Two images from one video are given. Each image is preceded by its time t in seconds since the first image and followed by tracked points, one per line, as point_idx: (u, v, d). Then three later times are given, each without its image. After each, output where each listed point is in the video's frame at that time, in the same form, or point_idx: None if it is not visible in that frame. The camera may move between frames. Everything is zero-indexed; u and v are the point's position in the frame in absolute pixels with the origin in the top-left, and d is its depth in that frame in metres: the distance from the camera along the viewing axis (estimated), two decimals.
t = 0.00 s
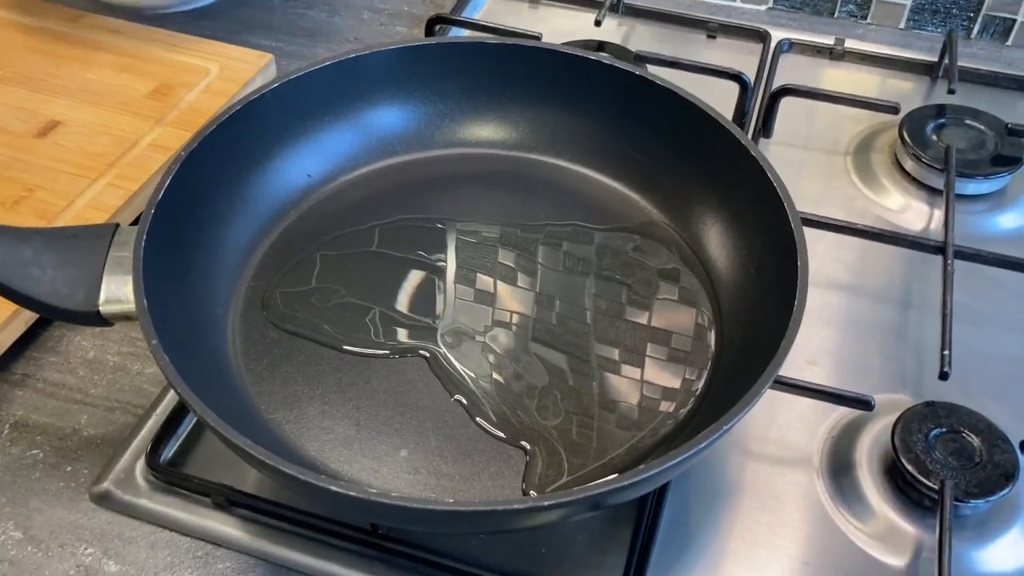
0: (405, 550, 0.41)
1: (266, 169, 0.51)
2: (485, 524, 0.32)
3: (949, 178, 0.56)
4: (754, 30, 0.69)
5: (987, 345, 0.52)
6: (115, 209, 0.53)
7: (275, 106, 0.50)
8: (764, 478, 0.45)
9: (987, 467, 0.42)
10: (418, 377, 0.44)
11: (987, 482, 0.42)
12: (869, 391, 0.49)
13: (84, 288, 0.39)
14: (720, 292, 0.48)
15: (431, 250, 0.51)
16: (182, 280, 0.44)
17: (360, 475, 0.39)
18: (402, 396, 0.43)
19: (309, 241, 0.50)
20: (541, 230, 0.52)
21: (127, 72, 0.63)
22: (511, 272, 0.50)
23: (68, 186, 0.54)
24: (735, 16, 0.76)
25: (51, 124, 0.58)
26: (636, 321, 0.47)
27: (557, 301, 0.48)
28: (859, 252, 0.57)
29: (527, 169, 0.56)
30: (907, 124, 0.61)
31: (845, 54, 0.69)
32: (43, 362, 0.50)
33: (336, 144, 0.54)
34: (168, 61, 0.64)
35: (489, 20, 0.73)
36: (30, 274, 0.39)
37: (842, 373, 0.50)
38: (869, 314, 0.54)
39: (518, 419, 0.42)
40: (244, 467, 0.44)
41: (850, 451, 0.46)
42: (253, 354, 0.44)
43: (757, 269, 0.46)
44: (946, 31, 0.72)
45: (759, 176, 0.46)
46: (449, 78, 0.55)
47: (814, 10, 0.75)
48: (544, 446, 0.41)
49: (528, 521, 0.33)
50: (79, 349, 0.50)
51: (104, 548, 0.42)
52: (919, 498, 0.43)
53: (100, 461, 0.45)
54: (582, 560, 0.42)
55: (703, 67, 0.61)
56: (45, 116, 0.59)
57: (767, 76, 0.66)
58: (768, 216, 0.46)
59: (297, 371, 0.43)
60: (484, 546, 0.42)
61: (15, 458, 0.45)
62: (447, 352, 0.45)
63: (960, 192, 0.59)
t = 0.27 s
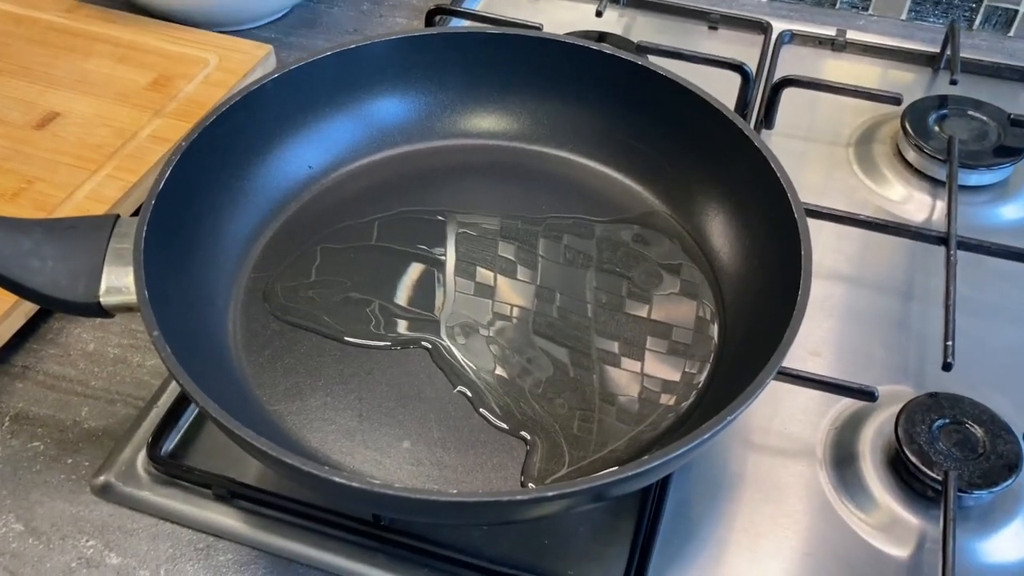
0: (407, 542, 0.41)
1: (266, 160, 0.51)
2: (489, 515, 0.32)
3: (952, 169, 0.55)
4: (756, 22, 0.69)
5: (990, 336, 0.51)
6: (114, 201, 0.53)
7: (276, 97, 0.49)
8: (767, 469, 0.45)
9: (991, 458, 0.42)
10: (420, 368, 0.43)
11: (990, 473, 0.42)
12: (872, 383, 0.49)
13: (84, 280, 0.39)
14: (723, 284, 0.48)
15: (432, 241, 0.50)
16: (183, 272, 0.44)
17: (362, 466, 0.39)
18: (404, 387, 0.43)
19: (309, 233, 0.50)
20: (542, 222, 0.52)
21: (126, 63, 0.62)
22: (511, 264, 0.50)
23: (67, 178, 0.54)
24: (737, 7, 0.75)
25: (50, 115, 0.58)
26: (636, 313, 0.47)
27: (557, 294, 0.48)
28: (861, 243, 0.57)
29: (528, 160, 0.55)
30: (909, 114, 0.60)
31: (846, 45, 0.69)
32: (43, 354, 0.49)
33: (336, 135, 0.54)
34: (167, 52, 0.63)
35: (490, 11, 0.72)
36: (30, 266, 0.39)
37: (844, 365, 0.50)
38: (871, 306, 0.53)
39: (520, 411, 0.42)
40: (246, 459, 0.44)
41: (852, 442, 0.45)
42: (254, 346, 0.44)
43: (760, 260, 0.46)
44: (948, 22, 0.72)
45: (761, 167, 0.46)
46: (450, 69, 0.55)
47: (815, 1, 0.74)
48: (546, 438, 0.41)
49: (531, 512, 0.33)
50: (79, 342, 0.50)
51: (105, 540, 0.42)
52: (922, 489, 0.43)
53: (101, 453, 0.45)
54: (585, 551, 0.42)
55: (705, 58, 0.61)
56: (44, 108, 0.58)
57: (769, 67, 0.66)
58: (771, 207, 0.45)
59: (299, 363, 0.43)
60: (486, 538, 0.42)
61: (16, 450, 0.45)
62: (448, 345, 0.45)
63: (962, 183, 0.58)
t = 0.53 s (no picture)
0: (408, 539, 0.41)
1: (269, 160, 0.51)
2: (490, 511, 0.33)
3: (950, 168, 0.56)
4: (756, 21, 0.69)
5: (987, 334, 0.52)
6: (117, 200, 0.53)
7: (278, 97, 0.50)
8: (766, 467, 0.46)
9: (988, 455, 0.43)
10: (422, 366, 0.44)
11: (987, 470, 0.42)
12: (870, 380, 0.49)
13: (88, 279, 0.40)
14: (722, 283, 0.48)
15: (433, 240, 0.51)
16: (186, 271, 0.44)
17: (364, 464, 0.39)
18: (406, 385, 0.43)
19: (311, 232, 0.51)
20: (542, 222, 0.52)
21: (129, 63, 0.63)
22: (512, 263, 0.50)
23: (70, 177, 0.54)
24: (736, 6, 0.75)
25: (53, 115, 0.58)
26: (633, 312, 0.47)
27: (558, 293, 0.48)
28: (860, 242, 0.57)
29: (529, 159, 0.56)
30: (907, 114, 0.61)
31: (845, 45, 0.69)
32: (47, 353, 0.50)
33: (338, 134, 0.54)
34: (169, 51, 0.63)
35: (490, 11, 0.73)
36: (35, 265, 0.39)
37: (843, 363, 0.50)
38: (870, 304, 0.54)
39: (521, 409, 0.42)
40: (248, 457, 0.44)
41: (851, 439, 0.46)
42: (256, 344, 0.44)
43: (759, 259, 0.46)
44: (947, 21, 0.72)
45: (760, 166, 0.46)
46: (451, 69, 0.55)
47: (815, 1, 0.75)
48: (547, 436, 0.41)
49: (532, 509, 0.33)
50: (82, 340, 0.50)
51: (109, 537, 0.42)
52: (919, 486, 0.43)
53: (105, 451, 0.45)
54: (585, 548, 0.42)
55: (705, 57, 0.61)
56: (47, 108, 0.59)
57: (768, 67, 0.66)
58: (770, 207, 0.46)
59: (301, 361, 0.43)
60: (488, 535, 0.42)
61: (21, 448, 0.45)
62: (449, 343, 0.46)
63: (960, 182, 0.59)
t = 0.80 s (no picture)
0: (405, 542, 0.41)
1: (268, 167, 0.52)
2: (484, 515, 0.33)
3: (943, 175, 0.56)
4: (752, 28, 0.70)
5: (980, 339, 0.52)
6: (118, 206, 0.54)
7: (277, 105, 0.50)
8: (760, 471, 0.46)
9: (978, 459, 0.43)
10: (419, 371, 0.44)
11: (978, 474, 0.42)
12: (863, 385, 0.50)
13: (89, 285, 0.40)
14: (717, 288, 0.49)
15: (431, 247, 0.51)
16: (186, 277, 0.44)
17: (361, 468, 0.40)
18: (403, 390, 0.43)
19: (310, 238, 0.51)
20: (540, 228, 0.52)
21: (130, 70, 0.63)
22: (511, 268, 0.50)
23: (71, 184, 0.55)
24: (732, 14, 0.76)
25: (54, 123, 0.59)
26: (636, 316, 0.48)
27: (559, 298, 0.49)
28: (854, 247, 0.58)
29: (525, 166, 0.56)
30: (901, 120, 0.61)
31: (841, 52, 0.70)
32: (48, 358, 0.50)
33: (336, 142, 0.55)
34: (170, 59, 0.64)
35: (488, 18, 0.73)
36: (36, 271, 0.40)
37: (836, 367, 0.51)
38: (863, 309, 0.54)
39: (518, 413, 0.43)
40: (247, 461, 0.45)
41: (843, 443, 0.46)
42: (256, 349, 0.45)
43: (753, 264, 0.47)
44: (941, 28, 0.72)
45: (754, 173, 0.47)
46: (448, 77, 0.55)
47: (810, 7, 0.75)
48: (542, 441, 0.41)
49: (526, 512, 0.34)
50: (83, 345, 0.51)
51: (110, 541, 0.42)
52: (911, 489, 0.43)
53: (105, 455, 0.46)
54: (580, 551, 0.42)
55: (700, 65, 0.62)
56: (49, 115, 0.59)
57: (764, 74, 0.67)
58: (763, 213, 0.46)
59: (300, 366, 0.44)
60: (484, 538, 0.43)
61: (22, 452, 0.46)
62: (447, 348, 0.46)
63: (954, 188, 0.59)
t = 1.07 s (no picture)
0: (402, 548, 0.42)
1: (267, 176, 0.52)
2: (479, 521, 0.33)
3: (938, 182, 0.56)
4: (748, 37, 0.71)
5: (975, 346, 0.52)
6: (117, 215, 0.54)
7: (275, 115, 0.51)
8: (756, 478, 0.46)
9: (973, 465, 0.43)
10: (415, 379, 0.45)
11: (972, 480, 0.42)
12: (859, 392, 0.50)
13: (88, 293, 0.41)
14: (713, 295, 0.49)
15: (428, 255, 0.52)
16: (185, 285, 0.45)
17: (358, 475, 0.40)
18: (400, 397, 0.44)
19: (308, 246, 0.51)
20: (538, 237, 0.53)
21: (130, 79, 0.64)
22: (511, 275, 0.51)
23: (71, 192, 0.55)
24: (729, 22, 0.77)
25: (55, 131, 0.59)
26: (636, 324, 0.48)
27: (560, 306, 0.49)
28: (850, 255, 0.58)
29: (523, 174, 0.56)
30: (897, 128, 0.62)
31: (838, 60, 0.71)
32: (48, 366, 0.50)
33: (335, 150, 0.55)
34: (170, 68, 0.64)
35: (486, 27, 0.74)
36: (35, 280, 0.40)
37: (832, 374, 0.51)
38: (859, 316, 0.54)
39: (515, 420, 0.43)
40: (245, 468, 0.45)
41: (839, 450, 0.46)
42: (254, 357, 0.45)
43: (748, 272, 0.47)
44: (937, 36, 0.73)
45: (749, 181, 0.47)
46: (446, 85, 0.56)
47: (808, 16, 0.75)
48: (538, 448, 0.42)
49: (521, 519, 0.34)
50: (83, 353, 0.51)
51: (108, 547, 0.43)
52: (906, 496, 0.43)
53: (104, 462, 0.46)
54: (576, 558, 0.43)
55: (696, 73, 0.62)
56: (50, 124, 0.60)
57: (760, 82, 0.67)
58: (758, 221, 0.46)
59: (298, 374, 0.44)
60: (480, 545, 0.43)
61: (21, 459, 0.46)
62: (444, 356, 0.46)
63: (949, 196, 0.59)
